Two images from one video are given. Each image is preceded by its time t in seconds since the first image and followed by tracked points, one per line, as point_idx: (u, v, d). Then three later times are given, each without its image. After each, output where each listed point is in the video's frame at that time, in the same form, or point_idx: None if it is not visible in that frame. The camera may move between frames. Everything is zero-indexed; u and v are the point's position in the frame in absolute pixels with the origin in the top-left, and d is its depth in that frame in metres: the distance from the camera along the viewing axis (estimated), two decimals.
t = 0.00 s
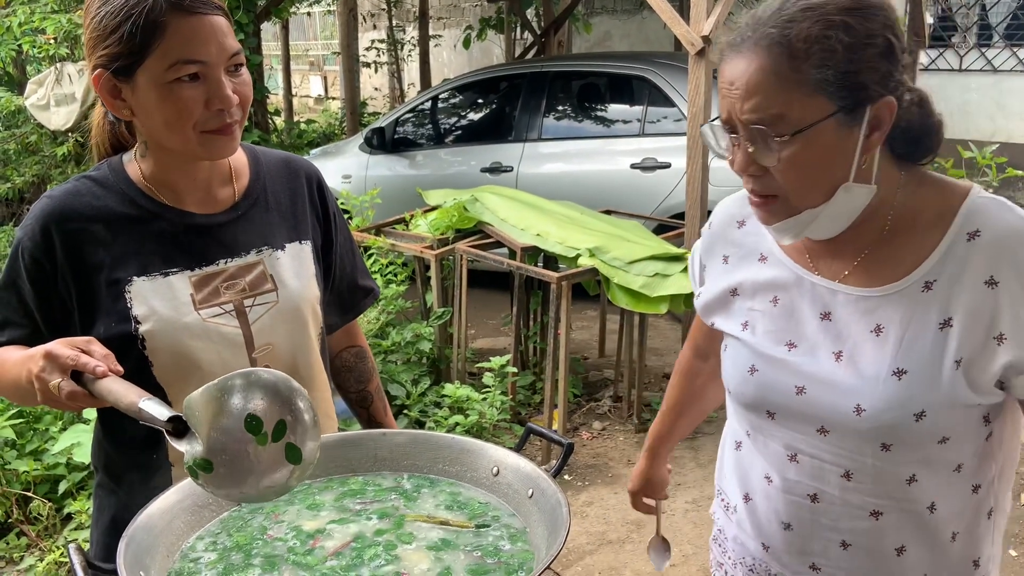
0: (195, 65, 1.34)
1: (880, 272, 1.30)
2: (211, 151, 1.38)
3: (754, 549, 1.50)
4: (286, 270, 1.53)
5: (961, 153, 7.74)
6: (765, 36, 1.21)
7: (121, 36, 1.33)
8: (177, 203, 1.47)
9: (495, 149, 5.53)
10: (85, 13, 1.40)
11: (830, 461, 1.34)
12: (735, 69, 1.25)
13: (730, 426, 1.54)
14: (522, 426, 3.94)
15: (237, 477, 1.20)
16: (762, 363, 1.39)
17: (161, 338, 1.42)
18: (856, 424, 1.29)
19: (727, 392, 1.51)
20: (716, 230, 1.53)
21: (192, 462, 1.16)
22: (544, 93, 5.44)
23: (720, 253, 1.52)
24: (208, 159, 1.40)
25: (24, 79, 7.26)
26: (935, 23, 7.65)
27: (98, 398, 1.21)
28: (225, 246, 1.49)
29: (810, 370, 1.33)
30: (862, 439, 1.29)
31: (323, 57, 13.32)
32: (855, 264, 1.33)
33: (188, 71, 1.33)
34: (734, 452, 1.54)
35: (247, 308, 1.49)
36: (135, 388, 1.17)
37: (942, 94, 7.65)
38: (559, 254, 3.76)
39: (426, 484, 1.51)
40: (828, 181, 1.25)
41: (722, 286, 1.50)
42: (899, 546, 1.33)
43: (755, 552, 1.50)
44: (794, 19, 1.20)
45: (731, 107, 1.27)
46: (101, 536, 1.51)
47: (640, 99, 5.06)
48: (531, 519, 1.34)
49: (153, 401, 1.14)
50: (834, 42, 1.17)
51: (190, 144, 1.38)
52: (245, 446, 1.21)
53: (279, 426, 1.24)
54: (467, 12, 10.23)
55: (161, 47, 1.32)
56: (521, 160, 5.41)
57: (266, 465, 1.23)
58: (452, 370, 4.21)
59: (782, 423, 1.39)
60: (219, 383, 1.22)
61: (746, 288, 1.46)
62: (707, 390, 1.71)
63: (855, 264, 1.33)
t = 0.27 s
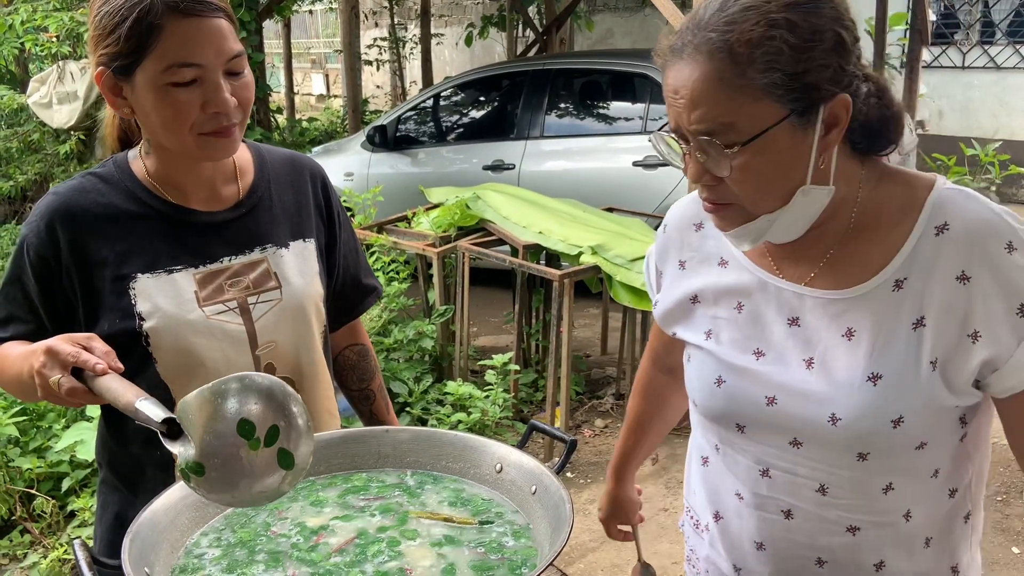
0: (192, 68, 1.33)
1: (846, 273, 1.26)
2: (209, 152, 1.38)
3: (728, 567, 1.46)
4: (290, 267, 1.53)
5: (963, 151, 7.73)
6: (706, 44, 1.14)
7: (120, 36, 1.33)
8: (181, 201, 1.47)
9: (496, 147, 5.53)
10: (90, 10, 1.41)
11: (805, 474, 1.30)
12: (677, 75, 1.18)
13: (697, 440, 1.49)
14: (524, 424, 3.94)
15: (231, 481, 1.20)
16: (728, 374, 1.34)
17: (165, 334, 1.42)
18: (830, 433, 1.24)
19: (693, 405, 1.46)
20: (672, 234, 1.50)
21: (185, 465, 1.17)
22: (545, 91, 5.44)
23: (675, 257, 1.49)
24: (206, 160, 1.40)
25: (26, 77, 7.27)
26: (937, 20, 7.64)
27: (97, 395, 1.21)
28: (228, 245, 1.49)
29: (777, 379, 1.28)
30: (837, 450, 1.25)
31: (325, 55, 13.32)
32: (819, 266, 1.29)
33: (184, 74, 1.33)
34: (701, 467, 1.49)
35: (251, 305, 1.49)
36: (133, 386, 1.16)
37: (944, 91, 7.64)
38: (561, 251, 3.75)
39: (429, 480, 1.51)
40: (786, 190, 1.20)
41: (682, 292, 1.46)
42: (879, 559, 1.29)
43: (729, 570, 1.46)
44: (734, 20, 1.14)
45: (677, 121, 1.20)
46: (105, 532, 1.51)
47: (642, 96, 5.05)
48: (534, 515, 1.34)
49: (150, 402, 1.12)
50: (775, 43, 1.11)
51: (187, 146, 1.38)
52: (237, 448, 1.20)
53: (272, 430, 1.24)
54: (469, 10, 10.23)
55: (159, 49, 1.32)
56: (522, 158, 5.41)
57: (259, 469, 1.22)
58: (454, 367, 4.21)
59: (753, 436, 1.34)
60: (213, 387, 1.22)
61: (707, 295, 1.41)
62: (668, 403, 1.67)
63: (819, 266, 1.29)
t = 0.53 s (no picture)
0: (192, 70, 1.33)
1: (851, 275, 1.22)
2: (209, 154, 1.38)
3: None
4: (295, 265, 1.53)
5: (968, 149, 7.71)
6: (728, 36, 1.08)
7: (124, 36, 1.33)
8: (187, 199, 1.47)
9: (499, 145, 5.53)
10: (99, 9, 1.41)
11: (808, 482, 1.26)
12: (687, 72, 1.13)
13: (697, 446, 1.45)
14: (527, 422, 3.94)
15: (216, 507, 1.18)
16: (729, 378, 1.30)
17: (170, 331, 1.41)
18: (834, 441, 1.21)
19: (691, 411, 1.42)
20: (668, 230, 1.45)
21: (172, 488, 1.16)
22: (549, 89, 5.44)
23: (672, 255, 1.44)
24: (206, 160, 1.40)
25: (30, 75, 7.29)
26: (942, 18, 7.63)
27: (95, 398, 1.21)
28: (234, 242, 1.48)
29: (779, 384, 1.24)
30: (840, 459, 1.22)
31: (328, 53, 13.33)
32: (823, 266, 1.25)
33: (184, 76, 1.33)
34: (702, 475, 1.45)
35: (256, 303, 1.48)
36: (131, 399, 1.18)
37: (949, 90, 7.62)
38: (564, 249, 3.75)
39: (433, 477, 1.51)
40: (796, 190, 1.15)
41: (680, 292, 1.41)
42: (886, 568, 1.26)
43: None
44: (753, 9, 1.08)
45: (692, 117, 1.14)
46: (109, 529, 1.51)
47: (645, 94, 5.03)
48: (538, 513, 1.34)
49: (145, 413, 1.15)
50: (799, 31, 1.06)
51: (188, 146, 1.37)
52: (224, 476, 1.18)
53: (262, 460, 1.21)
54: (472, 8, 10.22)
55: (159, 50, 1.31)
56: (526, 156, 5.41)
57: (246, 497, 1.20)
58: (457, 365, 4.22)
59: (753, 443, 1.30)
60: (206, 411, 1.20)
61: (706, 295, 1.37)
62: (657, 396, 1.61)
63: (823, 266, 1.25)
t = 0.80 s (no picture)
0: (200, 64, 1.33)
1: (946, 281, 1.00)
2: (217, 148, 1.38)
3: None
4: (301, 262, 1.53)
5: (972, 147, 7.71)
6: (872, 5, 0.88)
7: (133, 30, 1.33)
8: (195, 194, 1.47)
9: (503, 143, 5.52)
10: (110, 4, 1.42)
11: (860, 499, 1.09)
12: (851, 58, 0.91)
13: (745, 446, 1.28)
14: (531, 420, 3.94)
15: (235, 520, 1.18)
16: (779, 378, 1.11)
17: (178, 325, 1.41)
18: (888, 463, 1.02)
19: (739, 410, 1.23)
20: (740, 216, 1.22)
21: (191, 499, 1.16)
22: (552, 87, 5.44)
23: (741, 245, 1.22)
24: (214, 155, 1.40)
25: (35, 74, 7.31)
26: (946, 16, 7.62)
27: (106, 395, 1.21)
28: (241, 239, 1.49)
29: (838, 394, 1.05)
30: (892, 481, 1.03)
31: (331, 52, 13.36)
32: (914, 268, 1.03)
33: (192, 69, 1.33)
34: (751, 476, 1.28)
35: (262, 299, 1.49)
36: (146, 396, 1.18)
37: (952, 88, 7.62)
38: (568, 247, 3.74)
39: (438, 473, 1.51)
40: (924, 186, 0.93)
41: (745, 286, 1.19)
42: None
43: None
44: None
45: (810, 109, 0.99)
46: (114, 525, 1.52)
47: (649, 92, 5.07)
48: (542, 508, 1.34)
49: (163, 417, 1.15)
50: None
51: (195, 140, 1.38)
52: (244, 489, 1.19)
53: (282, 474, 1.22)
54: (475, 6, 10.23)
55: (169, 44, 1.32)
56: (529, 154, 5.41)
57: (265, 509, 1.21)
58: (461, 363, 4.22)
59: (799, 450, 1.12)
60: (227, 423, 1.21)
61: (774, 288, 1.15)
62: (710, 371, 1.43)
63: (914, 268, 1.03)
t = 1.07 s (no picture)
0: (208, 55, 1.33)
1: None
2: (226, 141, 1.38)
3: None
4: (307, 258, 1.53)
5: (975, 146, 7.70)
6: None
7: (141, 23, 1.34)
8: (203, 190, 1.47)
9: (506, 141, 5.52)
10: None
11: (967, 534, 1.09)
12: None
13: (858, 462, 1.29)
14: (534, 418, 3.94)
15: (266, 542, 1.16)
16: (894, 394, 1.13)
17: (187, 322, 1.41)
18: (996, 503, 1.02)
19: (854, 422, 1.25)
20: (885, 206, 1.20)
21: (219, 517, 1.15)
22: (555, 86, 5.42)
23: (883, 238, 1.20)
24: (223, 148, 1.40)
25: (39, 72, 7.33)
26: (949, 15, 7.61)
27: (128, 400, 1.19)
28: (249, 235, 1.49)
29: (949, 427, 1.06)
30: (1000, 520, 1.03)
31: (334, 50, 13.37)
32: None
33: (200, 61, 1.33)
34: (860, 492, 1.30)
35: (269, 295, 1.48)
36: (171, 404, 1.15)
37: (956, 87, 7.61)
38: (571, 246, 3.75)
39: (442, 470, 1.51)
40: None
41: (881, 285, 1.18)
42: None
43: None
44: None
45: (983, 102, 0.93)
46: (121, 522, 1.52)
47: (652, 90, 5.10)
48: (546, 506, 1.34)
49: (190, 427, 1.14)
50: None
51: (205, 133, 1.38)
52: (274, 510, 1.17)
53: (315, 499, 1.21)
54: (478, 4, 10.22)
55: (175, 36, 1.32)
56: (532, 152, 5.40)
57: (295, 530, 1.19)
58: (464, 361, 4.22)
59: (906, 473, 1.14)
60: (259, 444, 1.20)
61: (905, 296, 1.14)
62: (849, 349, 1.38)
63: None
